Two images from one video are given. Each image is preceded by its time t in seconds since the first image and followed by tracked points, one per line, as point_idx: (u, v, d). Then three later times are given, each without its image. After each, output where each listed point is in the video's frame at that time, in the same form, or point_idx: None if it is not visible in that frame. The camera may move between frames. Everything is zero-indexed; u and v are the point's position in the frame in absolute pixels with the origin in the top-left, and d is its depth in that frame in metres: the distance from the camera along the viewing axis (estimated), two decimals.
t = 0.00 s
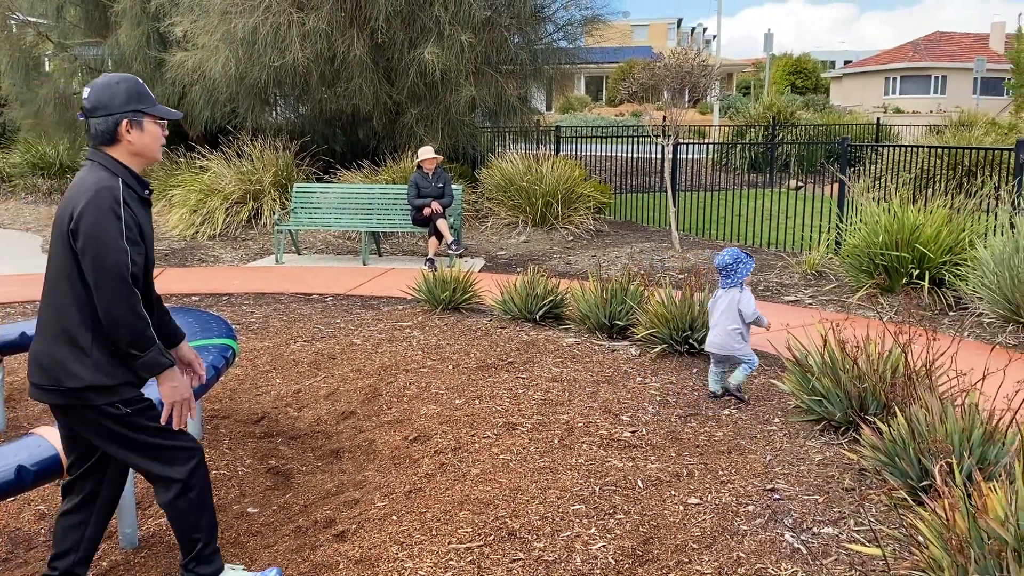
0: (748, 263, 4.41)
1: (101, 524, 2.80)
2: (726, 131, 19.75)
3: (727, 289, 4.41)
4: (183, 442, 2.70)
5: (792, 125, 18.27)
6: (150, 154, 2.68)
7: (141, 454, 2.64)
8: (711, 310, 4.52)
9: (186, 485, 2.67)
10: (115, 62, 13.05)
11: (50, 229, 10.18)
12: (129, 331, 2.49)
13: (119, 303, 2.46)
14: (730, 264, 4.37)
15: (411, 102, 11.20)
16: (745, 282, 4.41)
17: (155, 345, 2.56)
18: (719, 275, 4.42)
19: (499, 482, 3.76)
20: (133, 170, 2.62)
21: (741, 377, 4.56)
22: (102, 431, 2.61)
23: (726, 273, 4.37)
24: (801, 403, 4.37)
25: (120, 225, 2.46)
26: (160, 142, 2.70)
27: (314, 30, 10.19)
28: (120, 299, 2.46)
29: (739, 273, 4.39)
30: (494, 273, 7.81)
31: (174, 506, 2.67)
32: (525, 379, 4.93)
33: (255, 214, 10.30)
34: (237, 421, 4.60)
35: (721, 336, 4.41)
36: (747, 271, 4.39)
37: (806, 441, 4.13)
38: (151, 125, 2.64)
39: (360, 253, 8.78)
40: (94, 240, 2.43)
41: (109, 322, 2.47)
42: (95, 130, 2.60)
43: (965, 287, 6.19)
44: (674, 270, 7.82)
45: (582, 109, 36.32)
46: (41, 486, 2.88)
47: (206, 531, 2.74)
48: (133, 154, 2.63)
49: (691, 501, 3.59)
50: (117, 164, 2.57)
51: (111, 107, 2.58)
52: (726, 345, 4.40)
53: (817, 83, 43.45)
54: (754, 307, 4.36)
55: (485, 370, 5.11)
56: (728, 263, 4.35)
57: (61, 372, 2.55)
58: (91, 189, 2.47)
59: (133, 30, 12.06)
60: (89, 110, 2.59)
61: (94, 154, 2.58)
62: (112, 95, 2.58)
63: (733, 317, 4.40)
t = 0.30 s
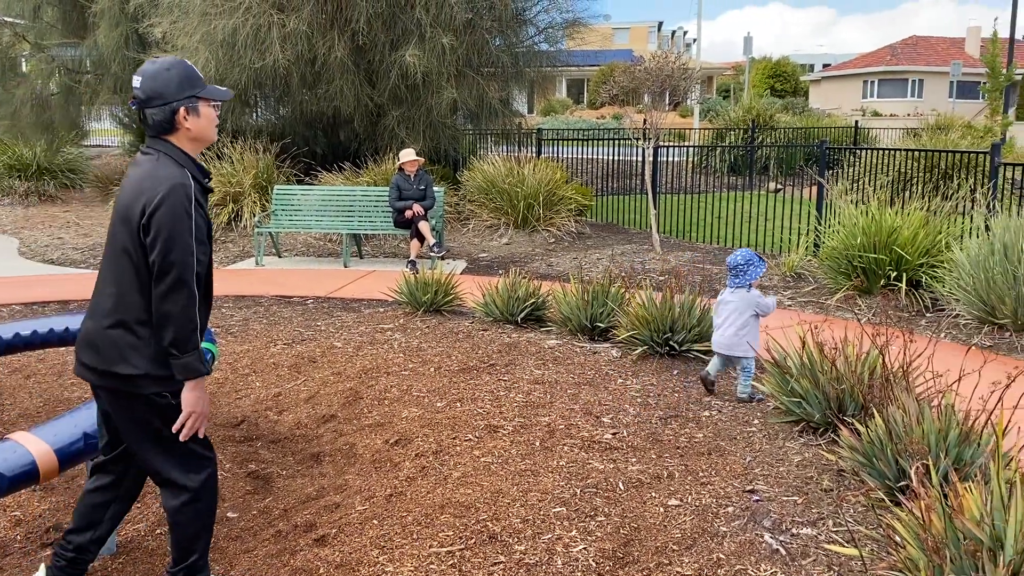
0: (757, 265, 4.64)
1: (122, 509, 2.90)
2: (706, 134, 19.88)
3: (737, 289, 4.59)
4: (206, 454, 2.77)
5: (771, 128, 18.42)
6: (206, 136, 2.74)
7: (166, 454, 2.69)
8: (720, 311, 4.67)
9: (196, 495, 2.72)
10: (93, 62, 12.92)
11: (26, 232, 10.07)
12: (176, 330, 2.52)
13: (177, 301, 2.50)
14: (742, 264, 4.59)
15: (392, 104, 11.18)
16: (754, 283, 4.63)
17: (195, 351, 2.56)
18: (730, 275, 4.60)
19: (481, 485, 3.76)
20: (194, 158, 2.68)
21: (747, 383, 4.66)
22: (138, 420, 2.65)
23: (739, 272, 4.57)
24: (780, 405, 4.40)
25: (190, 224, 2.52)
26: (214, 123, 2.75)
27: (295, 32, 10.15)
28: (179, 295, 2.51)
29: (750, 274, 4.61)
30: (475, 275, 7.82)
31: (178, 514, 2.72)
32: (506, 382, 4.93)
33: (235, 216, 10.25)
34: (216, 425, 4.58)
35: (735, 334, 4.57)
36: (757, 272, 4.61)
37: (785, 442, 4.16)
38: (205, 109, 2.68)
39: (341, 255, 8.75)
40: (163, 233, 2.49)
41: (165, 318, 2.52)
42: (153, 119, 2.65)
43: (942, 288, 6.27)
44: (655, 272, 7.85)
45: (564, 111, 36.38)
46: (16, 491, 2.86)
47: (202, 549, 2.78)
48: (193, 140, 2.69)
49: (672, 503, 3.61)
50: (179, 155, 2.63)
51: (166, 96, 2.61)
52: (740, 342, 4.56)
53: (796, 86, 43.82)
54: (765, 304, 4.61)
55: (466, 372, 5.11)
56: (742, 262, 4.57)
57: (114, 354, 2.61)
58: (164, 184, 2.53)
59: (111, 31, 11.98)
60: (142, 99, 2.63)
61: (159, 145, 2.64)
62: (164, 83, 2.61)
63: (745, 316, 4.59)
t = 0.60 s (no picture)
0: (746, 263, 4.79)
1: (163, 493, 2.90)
2: (687, 137, 19.98)
3: (732, 289, 4.73)
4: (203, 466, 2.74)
5: (751, 131, 18.54)
6: (235, 132, 2.75)
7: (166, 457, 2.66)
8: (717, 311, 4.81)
9: (184, 507, 2.68)
10: (70, 63, 12.80)
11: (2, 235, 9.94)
12: (241, 321, 2.57)
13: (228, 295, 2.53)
14: (734, 264, 4.71)
15: (373, 106, 11.15)
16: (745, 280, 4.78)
17: (263, 336, 2.64)
18: (723, 275, 4.73)
19: (463, 490, 3.75)
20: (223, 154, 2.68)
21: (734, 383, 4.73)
22: (149, 416, 2.62)
23: (733, 272, 4.69)
24: (760, 407, 4.42)
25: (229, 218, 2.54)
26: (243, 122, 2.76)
27: (275, 33, 10.09)
28: (229, 291, 2.53)
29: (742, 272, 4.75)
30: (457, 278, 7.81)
31: (165, 522, 2.68)
32: (488, 385, 4.92)
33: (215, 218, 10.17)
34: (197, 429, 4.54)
35: (733, 333, 4.73)
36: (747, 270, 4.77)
37: (765, 444, 4.18)
38: (238, 105, 2.70)
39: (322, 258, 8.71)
40: (206, 230, 2.49)
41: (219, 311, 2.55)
42: (185, 111, 2.64)
43: (920, 290, 6.33)
44: (637, 274, 7.88)
45: (545, 113, 36.49)
46: None
47: (183, 562, 2.74)
48: (224, 133, 2.70)
49: (653, 505, 3.61)
50: (211, 148, 2.63)
51: (202, 88, 2.62)
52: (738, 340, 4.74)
53: (775, 89, 44.15)
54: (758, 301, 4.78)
55: (448, 375, 5.10)
56: (735, 262, 4.69)
57: (151, 351, 2.59)
58: (198, 179, 2.53)
59: (89, 32, 11.89)
60: (177, 91, 2.63)
61: (188, 139, 2.63)
62: (202, 75, 2.62)
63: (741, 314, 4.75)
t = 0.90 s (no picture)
0: (738, 264, 4.85)
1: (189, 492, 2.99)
2: (668, 139, 20.07)
3: (722, 288, 4.80)
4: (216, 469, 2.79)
5: (731, 133, 18.64)
6: (260, 136, 2.82)
7: (184, 452, 2.72)
8: (708, 311, 4.87)
9: (189, 508, 2.75)
10: (47, 65, 12.66)
11: None
12: (262, 312, 2.62)
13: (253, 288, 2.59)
14: (725, 263, 4.78)
15: (354, 108, 11.10)
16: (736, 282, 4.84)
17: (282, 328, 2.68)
18: (713, 273, 4.81)
19: (444, 494, 3.73)
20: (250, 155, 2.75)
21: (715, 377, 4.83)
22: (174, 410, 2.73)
23: (724, 271, 4.77)
24: (741, 409, 4.44)
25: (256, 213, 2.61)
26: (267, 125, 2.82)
27: (254, 35, 10.02)
28: (254, 283, 2.59)
29: (733, 273, 4.81)
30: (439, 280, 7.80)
31: (168, 519, 2.75)
32: (470, 388, 4.90)
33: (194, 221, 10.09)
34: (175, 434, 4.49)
35: (721, 333, 4.78)
36: (739, 271, 4.83)
37: (747, 445, 4.19)
38: (262, 108, 2.77)
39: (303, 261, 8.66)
40: (234, 225, 2.57)
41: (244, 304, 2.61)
42: (211, 115, 2.72)
43: (899, 292, 6.39)
44: (619, 276, 7.89)
45: (527, 116, 36.51)
46: None
47: (174, 563, 2.77)
48: (248, 135, 2.75)
49: (635, 508, 3.61)
50: (236, 148, 2.70)
51: (227, 93, 2.69)
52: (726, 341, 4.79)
53: (756, 92, 44.42)
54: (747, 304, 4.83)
55: (430, 379, 5.08)
56: (726, 261, 4.76)
57: (188, 345, 2.70)
58: (227, 176, 2.61)
59: (66, 33, 11.77)
60: (203, 95, 2.71)
61: (216, 141, 2.71)
62: (228, 80, 2.69)
63: (731, 316, 4.80)
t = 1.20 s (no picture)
0: (752, 268, 4.79)
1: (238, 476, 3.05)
2: (650, 141, 20.13)
3: (726, 288, 4.81)
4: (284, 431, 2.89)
5: (713, 135, 18.73)
6: (277, 123, 2.92)
7: (248, 425, 2.82)
8: (711, 305, 4.94)
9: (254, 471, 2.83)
10: (24, 65, 12.51)
11: None
12: (288, 277, 2.71)
13: (281, 254, 2.70)
14: (736, 265, 4.76)
15: (336, 109, 11.06)
16: (744, 284, 4.80)
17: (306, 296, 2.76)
18: (723, 272, 4.81)
19: (428, 497, 3.72)
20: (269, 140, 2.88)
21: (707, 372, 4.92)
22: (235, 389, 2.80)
23: (729, 272, 4.77)
24: (724, 409, 4.46)
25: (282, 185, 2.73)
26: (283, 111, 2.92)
27: (236, 36, 9.96)
28: (282, 251, 2.70)
29: (742, 275, 4.78)
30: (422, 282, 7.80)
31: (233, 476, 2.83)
32: (453, 391, 4.90)
33: (175, 223, 10.01)
34: (156, 438, 4.45)
35: (715, 328, 4.87)
36: (749, 274, 4.78)
37: (729, 446, 4.21)
38: (276, 96, 2.88)
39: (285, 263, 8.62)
40: (261, 195, 2.69)
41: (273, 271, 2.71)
42: (229, 104, 2.82)
43: (880, 293, 6.44)
44: (602, 278, 7.91)
45: (510, 118, 36.52)
46: None
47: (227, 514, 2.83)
48: (265, 122, 2.87)
49: (618, 510, 3.62)
50: (257, 132, 2.81)
51: (244, 82, 2.80)
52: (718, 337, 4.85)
53: (737, 94, 44.68)
54: (747, 307, 4.79)
55: (413, 381, 5.07)
56: (734, 263, 4.74)
57: (224, 320, 2.78)
58: (252, 152, 2.75)
59: (44, 33, 11.65)
60: (221, 86, 2.81)
61: (236, 128, 2.83)
62: (244, 70, 2.79)
63: (729, 315, 4.83)
